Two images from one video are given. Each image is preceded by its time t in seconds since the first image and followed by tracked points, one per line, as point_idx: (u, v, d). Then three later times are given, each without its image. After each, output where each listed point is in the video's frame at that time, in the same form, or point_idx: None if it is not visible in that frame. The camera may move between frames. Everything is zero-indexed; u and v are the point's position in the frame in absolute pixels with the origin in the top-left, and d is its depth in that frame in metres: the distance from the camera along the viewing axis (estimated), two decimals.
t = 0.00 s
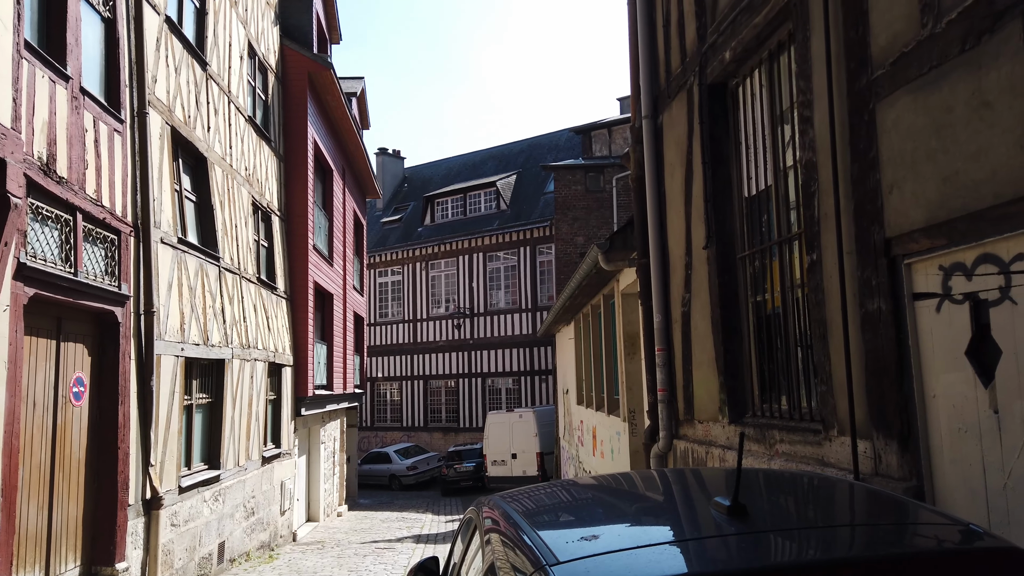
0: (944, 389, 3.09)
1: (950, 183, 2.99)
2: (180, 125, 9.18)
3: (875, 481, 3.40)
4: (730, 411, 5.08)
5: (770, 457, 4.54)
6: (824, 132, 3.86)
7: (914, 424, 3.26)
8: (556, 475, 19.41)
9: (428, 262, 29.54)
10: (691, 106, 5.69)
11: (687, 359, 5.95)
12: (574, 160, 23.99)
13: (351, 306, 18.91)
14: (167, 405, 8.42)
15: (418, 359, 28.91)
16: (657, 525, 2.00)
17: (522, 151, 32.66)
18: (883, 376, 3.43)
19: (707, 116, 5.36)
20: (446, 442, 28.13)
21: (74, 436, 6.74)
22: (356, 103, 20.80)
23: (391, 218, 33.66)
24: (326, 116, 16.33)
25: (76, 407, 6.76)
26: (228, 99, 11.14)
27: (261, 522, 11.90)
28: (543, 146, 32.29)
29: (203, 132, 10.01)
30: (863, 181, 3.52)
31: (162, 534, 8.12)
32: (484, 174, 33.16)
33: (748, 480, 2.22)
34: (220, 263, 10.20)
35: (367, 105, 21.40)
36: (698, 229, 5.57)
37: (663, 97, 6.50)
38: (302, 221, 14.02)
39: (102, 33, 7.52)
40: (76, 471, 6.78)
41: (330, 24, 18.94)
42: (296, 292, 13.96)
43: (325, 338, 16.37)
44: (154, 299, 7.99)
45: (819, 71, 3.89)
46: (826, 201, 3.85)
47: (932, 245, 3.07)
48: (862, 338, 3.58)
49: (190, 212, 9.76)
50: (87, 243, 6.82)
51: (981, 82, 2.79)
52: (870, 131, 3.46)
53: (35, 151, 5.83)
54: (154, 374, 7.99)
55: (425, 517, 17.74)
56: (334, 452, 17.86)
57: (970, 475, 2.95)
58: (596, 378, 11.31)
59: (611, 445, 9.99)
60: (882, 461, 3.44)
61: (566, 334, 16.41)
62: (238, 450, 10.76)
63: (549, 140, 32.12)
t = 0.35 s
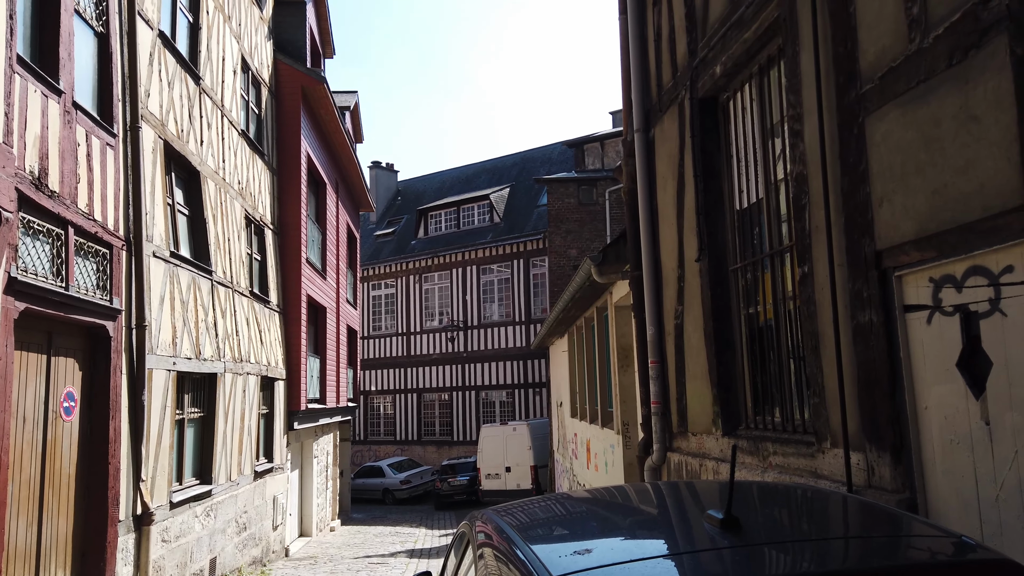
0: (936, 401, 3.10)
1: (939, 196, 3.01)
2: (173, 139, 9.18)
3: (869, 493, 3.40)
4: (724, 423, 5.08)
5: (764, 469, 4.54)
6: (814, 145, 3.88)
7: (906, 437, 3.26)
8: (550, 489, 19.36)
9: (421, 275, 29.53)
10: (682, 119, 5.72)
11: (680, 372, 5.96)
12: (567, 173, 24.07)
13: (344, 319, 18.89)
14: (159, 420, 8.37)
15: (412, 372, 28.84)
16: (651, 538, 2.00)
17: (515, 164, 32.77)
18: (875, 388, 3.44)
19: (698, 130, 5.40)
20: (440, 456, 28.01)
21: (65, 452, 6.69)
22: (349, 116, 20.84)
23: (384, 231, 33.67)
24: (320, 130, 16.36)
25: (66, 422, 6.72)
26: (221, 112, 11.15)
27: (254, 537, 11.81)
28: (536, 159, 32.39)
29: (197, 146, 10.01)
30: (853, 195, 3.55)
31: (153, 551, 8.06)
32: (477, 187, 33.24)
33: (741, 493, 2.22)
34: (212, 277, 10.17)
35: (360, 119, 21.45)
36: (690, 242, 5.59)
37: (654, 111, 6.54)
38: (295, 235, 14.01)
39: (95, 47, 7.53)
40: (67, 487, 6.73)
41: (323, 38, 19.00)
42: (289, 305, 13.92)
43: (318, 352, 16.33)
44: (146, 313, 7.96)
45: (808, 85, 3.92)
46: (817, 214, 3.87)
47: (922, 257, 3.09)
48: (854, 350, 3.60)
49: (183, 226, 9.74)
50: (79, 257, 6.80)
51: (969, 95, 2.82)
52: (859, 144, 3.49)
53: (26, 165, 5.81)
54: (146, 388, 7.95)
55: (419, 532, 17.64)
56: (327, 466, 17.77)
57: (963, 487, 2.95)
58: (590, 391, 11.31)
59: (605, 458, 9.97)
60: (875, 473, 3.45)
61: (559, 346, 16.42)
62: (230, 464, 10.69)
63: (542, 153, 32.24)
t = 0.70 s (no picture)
0: (928, 406, 3.11)
1: (930, 203, 3.03)
2: (166, 145, 9.17)
3: (862, 499, 3.41)
4: (718, 430, 5.09)
5: (758, 475, 4.55)
6: (805, 152, 3.90)
7: (899, 442, 3.27)
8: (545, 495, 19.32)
9: (415, 281, 29.52)
10: (675, 126, 5.74)
11: (674, 378, 5.96)
12: (561, 179, 24.11)
13: (337, 326, 18.85)
14: (151, 428, 8.34)
15: (406, 378, 28.80)
16: (645, 545, 2.00)
17: (509, 170, 32.81)
18: (868, 394, 3.45)
19: (691, 136, 5.42)
20: (434, 463, 27.95)
21: (56, 460, 6.65)
22: (343, 123, 20.84)
23: (378, 238, 33.65)
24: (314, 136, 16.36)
25: (58, 429, 6.68)
26: (215, 119, 11.14)
27: (247, 545, 11.76)
28: (530, 165, 32.43)
29: (190, 153, 10.01)
30: (845, 201, 3.56)
31: (145, 559, 8.01)
32: (471, 194, 33.27)
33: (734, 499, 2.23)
34: (205, 283, 10.15)
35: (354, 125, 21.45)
36: (684, 249, 5.61)
37: (647, 118, 6.57)
38: (289, 241, 13.99)
39: (88, 54, 7.52)
40: (58, 495, 6.69)
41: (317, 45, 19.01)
42: (282, 312, 13.88)
43: (311, 359, 16.29)
44: (139, 320, 7.93)
45: (800, 93, 3.95)
46: (810, 221, 3.89)
47: (914, 263, 3.11)
48: (847, 356, 3.61)
49: (176, 232, 9.72)
50: (71, 264, 6.78)
51: (959, 103, 2.84)
52: (851, 151, 3.51)
53: (18, 172, 5.80)
54: (138, 396, 7.92)
55: (413, 540, 17.58)
56: (321, 473, 17.70)
57: (955, 491, 2.96)
58: (584, 397, 11.31)
59: (599, 465, 9.97)
60: (869, 479, 3.46)
61: (553, 353, 16.43)
62: (223, 472, 10.65)
63: (535, 159, 32.31)
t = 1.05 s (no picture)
0: (929, 410, 3.11)
1: (930, 207, 3.03)
2: (165, 151, 9.18)
3: (863, 503, 3.41)
4: (718, 434, 5.09)
5: (759, 480, 4.54)
6: (805, 156, 3.91)
7: (900, 447, 3.27)
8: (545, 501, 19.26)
9: (414, 286, 29.52)
10: (675, 131, 5.75)
11: (674, 383, 5.96)
12: (560, 184, 24.13)
13: (336, 331, 18.85)
14: (151, 434, 8.32)
15: (405, 383, 28.77)
16: (647, 550, 1.99)
17: (508, 175, 32.85)
18: (869, 398, 3.45)
19: (690, 141, 5.42)
20: (434, 468, 27.90)
21: (55, 466, 6.64)
22: (341, 128, 20.86)
23: (377, 243, 33.66)
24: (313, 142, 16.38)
25: (57, 436, 6.67)
26: (214, 124, 11.15)
27: (246, 552, 11.73)
28: (529, 170, 32.46)
29: (189, 158, 10.02)
30: (845, 206, 3.57)
31: (144, 565, 7.99)
32: (470, 198, 33.29)
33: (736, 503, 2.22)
34: (204, 289, 10.14)
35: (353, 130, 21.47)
36: (684, 253, 5.61)
37: (646, 122, 6.58)
38: (288, 246, 13.98)
39: (88, 60, 7.54)
40: (57, 502, 6.67)
41: (316, 50, 19.04)
42: (282, 317, 13.87)
43: (311, 364, 16.27)
44: (138, 326, 7.92)
45: (800, 97, 3.95)
46: (810, 225, 3.89)
47: (914, 267, 3.11)
48: (847, 360, 3.60)
49: (175, 238, 9.71)
50: (71, 270, 6.77)
51: (958, 108, 2.84)
52: (850, 155, 3.51)
53: (18, 177, 5.80)
54: (137, 402, 7.91)
55: (412, 546, 17.53)
56: (320, 479, 17.67)
57: (956, 495, 2.96)
58: (584, 402, 11.29)
59: (599, 469, 9.96)
60: (870, 483, 3.46)
61: (553, 358, 16.42)
62: (222, 478, 10.62)
63: (534, 164, 32.35)
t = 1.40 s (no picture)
0: (937, 415, 3.10)
1: (936, 210, 3.02)
2: (170, 156, 9.20)
3: (871, 508, 3.39)
4: (724, 439, 5.07)
5: (766, 485, 4.52)
6: (810, 160, 3.90)
7: (908, 451, 3.26)
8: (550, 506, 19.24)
9: (417, 290, 29.53)
10: (679, 135, 5.75)
11: (680, 388, 5.94)
12: (563, 188, 24.14)
13: (340, 336, 18.85)
14: (155, 439, 8.33)
15: (409, 388, 28.76)
16: (654, 555, 1.99)
17: (511, 180, 32.88)
18: (876, 402, 3.44)
19: (695, 145, 5.42)
20: (438, 474, 27.86)
21: (61, 472, 6.64)
22: (345, 133, 20.90)
23: (380, 248, 33.69)
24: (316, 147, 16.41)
25: (62, 441, 6.68)
26: (218, 130, 11.18)
27: (250, 557, 11.72)
28: (532, 175, 32.49)
29: (194, 164, 10.04)
30: (851, 210, 3.56)
31: (149, 571, 7.98)
32: (473, 203, 33.32)
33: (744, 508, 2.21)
34: (208, 294, 10.15)
35: (356, 135, 21.51)
36: (689, 257, 5.60)
37: (650, 127, 6.58)
38: (292, 251, 14.00)
39: (93, 66, 7.57)
40: (62, 507, 6.68)
41: (319, 56, 19.08)
42: (285, 323, 13.87)
43: (314, 369, 16.26)
44: (143, 331, 7.93)
45: (805, 101, 3.94)
46: (815, 228, 3.88)
47: (920, 271, 3.10)
48: (854, 364, 3.59)
49: (179, 243, 9.73)
50: (76, 275, 6.79)
51: (965, 112, 2.84)
52: (856, 159, 3.50)
53: (24, 183, 5.82)
54: (142, 407, 7.92)
55: (417, 551, 17.49)
56: (324, 485, 17.65)
57: (965, 500, 2.95)
58: (588, 406, 11.28)
59: (604, 475, 9.94)
60: (877, 488, 3.44)
61: (557, 363, 16.41)
62: (226, 483, 10.62)
63: (538, 169, 32.38)
